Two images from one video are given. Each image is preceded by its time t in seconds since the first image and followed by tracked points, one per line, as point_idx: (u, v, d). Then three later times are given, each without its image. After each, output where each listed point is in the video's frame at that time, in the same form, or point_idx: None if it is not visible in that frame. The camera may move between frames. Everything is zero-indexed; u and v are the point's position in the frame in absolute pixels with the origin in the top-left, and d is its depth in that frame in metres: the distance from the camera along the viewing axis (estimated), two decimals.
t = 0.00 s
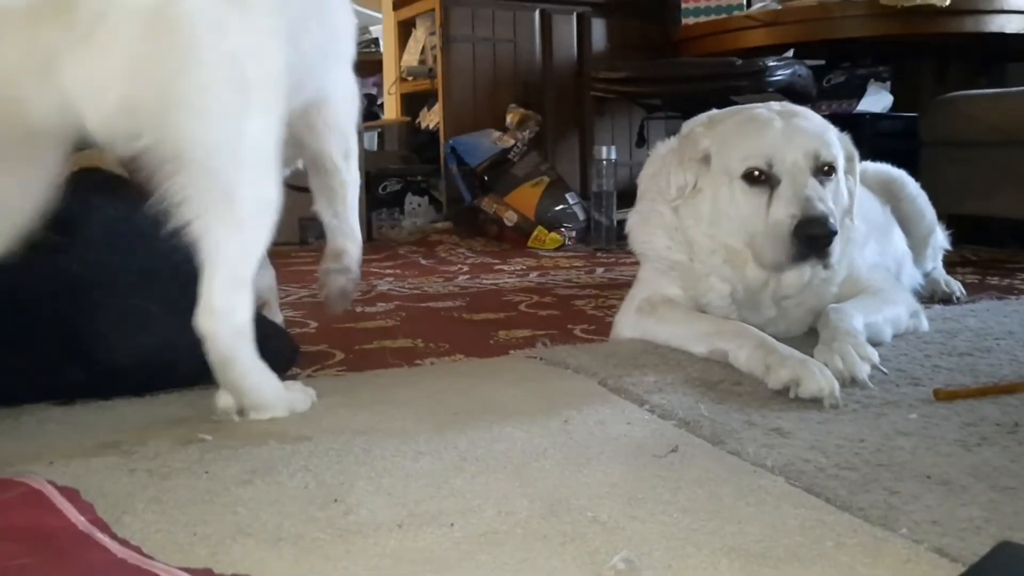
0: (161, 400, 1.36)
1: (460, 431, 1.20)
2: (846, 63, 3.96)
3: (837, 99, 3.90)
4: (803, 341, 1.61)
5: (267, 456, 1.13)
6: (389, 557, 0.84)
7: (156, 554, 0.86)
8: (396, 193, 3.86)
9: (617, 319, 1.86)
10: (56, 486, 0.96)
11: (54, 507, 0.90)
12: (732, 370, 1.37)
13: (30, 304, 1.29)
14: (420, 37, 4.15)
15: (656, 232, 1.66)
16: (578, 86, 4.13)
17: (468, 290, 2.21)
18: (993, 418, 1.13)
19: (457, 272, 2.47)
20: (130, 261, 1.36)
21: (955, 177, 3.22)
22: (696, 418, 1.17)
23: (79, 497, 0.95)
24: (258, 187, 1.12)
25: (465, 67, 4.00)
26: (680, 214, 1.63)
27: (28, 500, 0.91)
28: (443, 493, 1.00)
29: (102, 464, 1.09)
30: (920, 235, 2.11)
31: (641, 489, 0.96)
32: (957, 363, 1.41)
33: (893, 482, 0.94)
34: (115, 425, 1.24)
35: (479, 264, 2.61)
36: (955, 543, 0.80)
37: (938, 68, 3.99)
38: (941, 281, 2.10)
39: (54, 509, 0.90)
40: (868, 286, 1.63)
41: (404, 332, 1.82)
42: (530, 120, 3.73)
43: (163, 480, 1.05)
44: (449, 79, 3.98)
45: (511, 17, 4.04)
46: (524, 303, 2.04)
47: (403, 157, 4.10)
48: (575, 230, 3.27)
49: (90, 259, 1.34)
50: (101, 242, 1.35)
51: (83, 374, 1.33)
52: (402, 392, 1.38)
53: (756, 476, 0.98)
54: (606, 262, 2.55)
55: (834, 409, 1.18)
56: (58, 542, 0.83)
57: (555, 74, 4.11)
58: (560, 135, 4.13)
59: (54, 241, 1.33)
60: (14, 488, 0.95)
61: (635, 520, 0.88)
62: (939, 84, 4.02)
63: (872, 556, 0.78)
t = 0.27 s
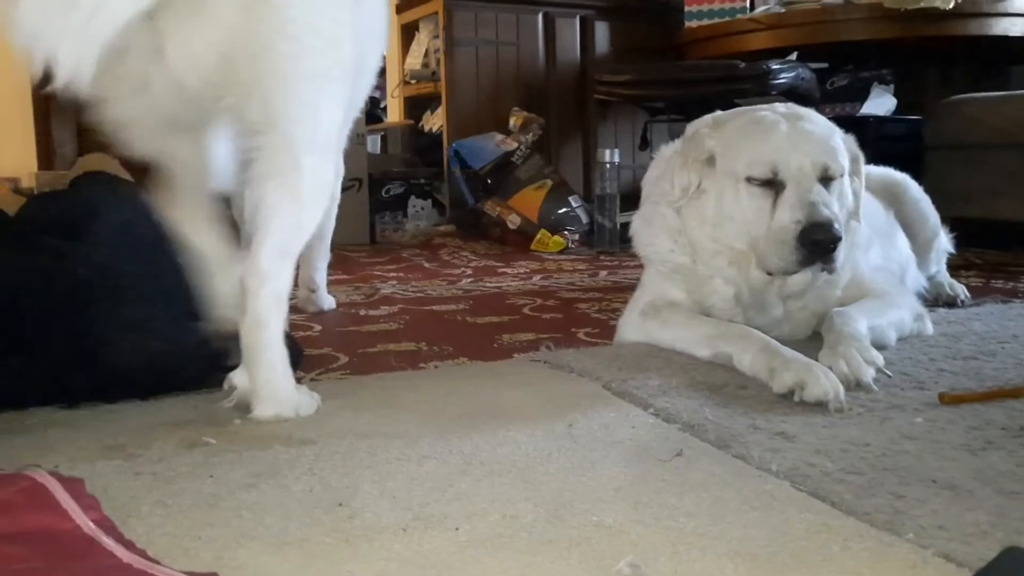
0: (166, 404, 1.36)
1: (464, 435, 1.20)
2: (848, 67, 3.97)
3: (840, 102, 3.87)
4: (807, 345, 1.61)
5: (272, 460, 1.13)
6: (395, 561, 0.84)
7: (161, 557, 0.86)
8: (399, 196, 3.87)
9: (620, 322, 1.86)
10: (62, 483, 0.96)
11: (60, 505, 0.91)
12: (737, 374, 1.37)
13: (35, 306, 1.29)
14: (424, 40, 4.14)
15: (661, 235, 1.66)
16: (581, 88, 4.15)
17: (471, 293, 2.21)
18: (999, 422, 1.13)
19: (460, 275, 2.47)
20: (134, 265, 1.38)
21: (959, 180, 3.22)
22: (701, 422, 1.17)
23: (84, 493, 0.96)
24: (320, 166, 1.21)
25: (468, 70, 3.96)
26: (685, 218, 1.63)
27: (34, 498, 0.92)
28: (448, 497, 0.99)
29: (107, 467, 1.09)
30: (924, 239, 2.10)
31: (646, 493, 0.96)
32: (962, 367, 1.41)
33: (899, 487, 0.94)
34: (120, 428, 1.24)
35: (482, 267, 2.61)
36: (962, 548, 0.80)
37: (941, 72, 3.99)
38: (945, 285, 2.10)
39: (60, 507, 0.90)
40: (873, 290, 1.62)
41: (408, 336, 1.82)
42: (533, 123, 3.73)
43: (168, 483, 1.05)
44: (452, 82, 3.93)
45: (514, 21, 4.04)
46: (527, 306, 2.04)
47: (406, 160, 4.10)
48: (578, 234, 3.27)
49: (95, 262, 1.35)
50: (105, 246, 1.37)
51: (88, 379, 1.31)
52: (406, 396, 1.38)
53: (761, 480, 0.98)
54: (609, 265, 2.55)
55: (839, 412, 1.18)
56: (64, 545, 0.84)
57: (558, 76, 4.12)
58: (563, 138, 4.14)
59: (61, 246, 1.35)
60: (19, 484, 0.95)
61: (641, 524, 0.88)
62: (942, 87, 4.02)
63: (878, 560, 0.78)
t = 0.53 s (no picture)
0: (172, 407, 1.36)
1: (471, 438, 1.20)
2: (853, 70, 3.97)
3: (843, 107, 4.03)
4: (814, 348, 1.60)
5: (279, 464, 1.13)
6: (402, 565, 0.84)
7: (169, 561, 0.86)
8: (404, 199, 3.87)
9: (625, 325, 1.86)
10: (69, 485, 0.96)
11: (69, 508, 0.91)
12: (743, 377, 1.36)
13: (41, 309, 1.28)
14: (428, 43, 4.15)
15: (667, 237, 1.66)
16: (586, 92, 4.16)
17: (477, 296, 2.21)
18: (1007, 426, 1.12)
19: (466, 278, 2.48)
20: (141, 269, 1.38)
21: (965, 183, 3.21)
22: (708, 426, 1.17)
23: (92, 496, 0.96)
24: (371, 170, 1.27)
25: (473, 73, 3.97)
26: (694, 220, 1.63)
27: (42, 500, 0.92)
28: (456, 501, 1.00)
29: (115, 470, 1.09)
30: (931, 242, 2.10)
31: (654, 497, 0.96)
32: (970, 370, 1.41)
33: (908, 491, 0.94)
34: (128, 432, 1.24)
35: (488, 270, 2.61)
36: (971, 553, 0.80)
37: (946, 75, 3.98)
38: (952, 288, 2.09)
39: (69, 510, 0.91)
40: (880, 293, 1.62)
41: (414, 339, 1.82)
42: (538, 126, 3.73)
43: (176, 487, 1.05)
44: (458, 84, 3.93)
45: (519, 24, 4.04)
46: (533, 309, 2.04)
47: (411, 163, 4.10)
48: (583, 236, 3.27)
49: (101, 265, 1.35)
50: (113, 250, 1.38)
51: (94, 383, 1.32)
52: (414, 399, 1.38)
53: (770, 485, 0.97)
54: (615, 268, 2.55)
55: (846, 416, 1.18)
56: (73, 548, 0.84)
57: (563, 79, 4.13)
58: (568, 141, 4.14)
59: (67, 249, 1.34)
60: (26, 486, 0.95)
61: (649, 529, 0.88)
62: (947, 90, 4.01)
63: (887, 565, 0.78)
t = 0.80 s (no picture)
0: (180, 411, 1.37)
1: (480, 443, 1.20)
2: (860, 72, 3.96)
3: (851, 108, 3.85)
4: (822, 352, 1.60)
5: (288, 467, 1.13)
6: (411, 570, 0.84)
7: (178, 566, 0.86)
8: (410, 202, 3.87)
9: (633, 328, 1.85)
10: (79, 488, 0.97)
11: (78, 511, 0.91)
12: (751, 381, 1.36)
13: (51, 316, 1.28)
14: (434, 46, 4.15)
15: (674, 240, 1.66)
16: (592, 95, 4.16)
17: (483, 299, 2.21)
18: (1016, 431, 1.12)
19: (472, 281, 2.48)
20: (150, 272, 1.37)
21: (972, 185, 3.20)
22: (717, 430, 1.17)
23: (102, 500, 0.96)
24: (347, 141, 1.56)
25: (480, 76, 3.97)
26: (701, 220, 1.63)
27: (53, 502, 0.92)
28: (464, 505, 1.00)
29: (124, 474, 1.10)
30: (940, 244, 2.09)
31: (663, 502, 0.96)
32: (979, 374, 1.40)
33: (917, 496, 0.94)
34: (136, 435, 1.25)
35: (494, 273, 2.61)
36: (983, 559, 0.79)
37: (953, 77, 3.97)
38: (960, 291, 2.09)
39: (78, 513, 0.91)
40: (889, 297, 1.62)
41: (420, 342, 1.82)
42: (544, 129, 3.74)
43: (185, 491, 1.05)
44: (463, 88, 3.94)
45: (525, 27, 4.04)
46: (540, 312, 2.04)
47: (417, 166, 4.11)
48: (589, 239, 3.27)
49: (110, 270, 1.33)
50: (122, 255, 1.36)
51: (103, 385, 1.33)
52: (422, 403, 1.38)
53: (778, 489, 0.97)
54: (621, 271, 2.55)
55: (855, 421, 1.18)
56: (82, 553, 0.84)
57: (569, 82, 4.13)
58: (574, 144, 4.14)
59: (77, 253, 1.33)
60: (36, 488, 0.95)
61: (658, 534, 0.88)
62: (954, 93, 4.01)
63: (897, 571, 0.78)
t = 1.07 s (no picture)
0: (186, 414, 1.36)
1: (486, 447, 1.19)
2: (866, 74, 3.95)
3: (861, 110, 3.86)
4: (829, 355, 1.59)
5: (294, 471, 1.12)
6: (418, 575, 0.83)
7: (183, 570, 0.86)
8: (415, 205, 3.85)
9: (640, 332, 1.84)
10: (84, 492, 0.96)
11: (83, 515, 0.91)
12: (759, 385, 1.36)
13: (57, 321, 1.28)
14: (440, 49, 4.15)
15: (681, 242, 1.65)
16: (598, 98, 4.16)
17: (489, 302, 2.21)
18: None
19: (477, 284, 2.47)
20: (156, 275, 1.37)
21: (980, 187, 3.19)
22: (725, 435, 1.16)
23: (107, 504, 0.96)
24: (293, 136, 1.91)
25: (485, 78, 3.97)
26: (710, 219, 1.60)
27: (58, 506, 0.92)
28: (471, 510, 0.99)
29: (129, 478, 1.09)
30: (949, 248, 2.08)
31: (671, 507, 0.95)
32: (989, 378, 1.39)
33: (928, 501, 0.93)
34: (142, 439, 1.24)
35: (500, 276, 2.60)
36: (995, 565, 0.79)
37: (961, 79, 3.96)
38: (969, 294, 2.08)
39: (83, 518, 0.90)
40: (897, 300, 1.61)
41: (426, 345, 1.82)
42: (550, 132, 3.74)
43: (191, 495, 1.05)
44: (469, 91, 3.94)
45: (531, 30, 4.04)
46: (546, 315, 2.03)
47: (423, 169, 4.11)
48: (596, 242, 3.27)
49: (117, 273, 1.33)
50: (128, 260, 1.36)
51: (109, 390, 1.33)
52: (428, 407, 1.38)
53: (787, 494, 0.97)
54: (627, 274, 2.54)
55: (865, 425, 1.17)
56: (87, 557, 0.83)
57: (575, 85, 4.12)
58: (580, 147, 4.14)
59: (82, 258, 1.33)
60: (41, 491, 0.95)
61: (666, 539, 0.87)
62: (962, 96, 3.99)
63: None
